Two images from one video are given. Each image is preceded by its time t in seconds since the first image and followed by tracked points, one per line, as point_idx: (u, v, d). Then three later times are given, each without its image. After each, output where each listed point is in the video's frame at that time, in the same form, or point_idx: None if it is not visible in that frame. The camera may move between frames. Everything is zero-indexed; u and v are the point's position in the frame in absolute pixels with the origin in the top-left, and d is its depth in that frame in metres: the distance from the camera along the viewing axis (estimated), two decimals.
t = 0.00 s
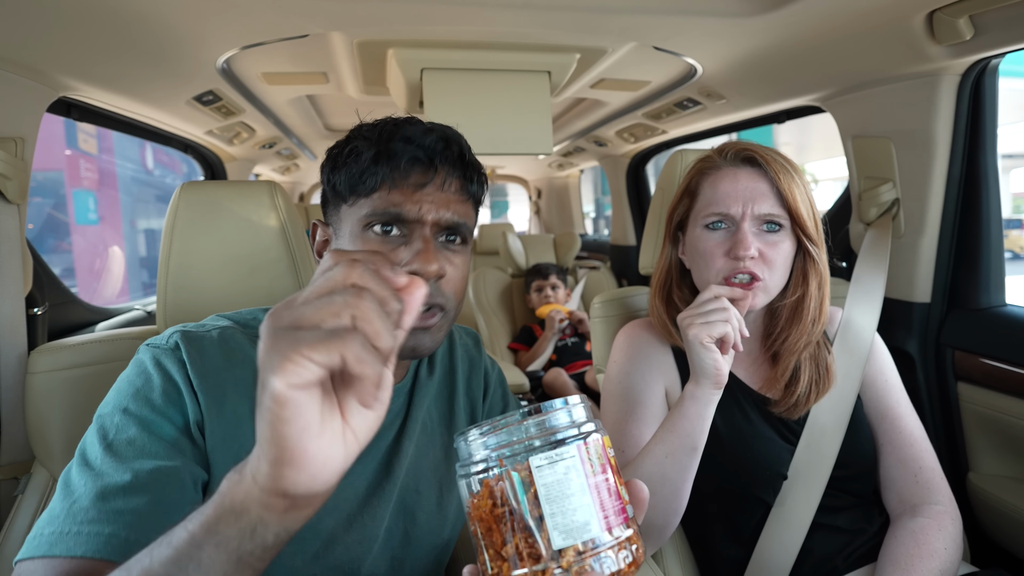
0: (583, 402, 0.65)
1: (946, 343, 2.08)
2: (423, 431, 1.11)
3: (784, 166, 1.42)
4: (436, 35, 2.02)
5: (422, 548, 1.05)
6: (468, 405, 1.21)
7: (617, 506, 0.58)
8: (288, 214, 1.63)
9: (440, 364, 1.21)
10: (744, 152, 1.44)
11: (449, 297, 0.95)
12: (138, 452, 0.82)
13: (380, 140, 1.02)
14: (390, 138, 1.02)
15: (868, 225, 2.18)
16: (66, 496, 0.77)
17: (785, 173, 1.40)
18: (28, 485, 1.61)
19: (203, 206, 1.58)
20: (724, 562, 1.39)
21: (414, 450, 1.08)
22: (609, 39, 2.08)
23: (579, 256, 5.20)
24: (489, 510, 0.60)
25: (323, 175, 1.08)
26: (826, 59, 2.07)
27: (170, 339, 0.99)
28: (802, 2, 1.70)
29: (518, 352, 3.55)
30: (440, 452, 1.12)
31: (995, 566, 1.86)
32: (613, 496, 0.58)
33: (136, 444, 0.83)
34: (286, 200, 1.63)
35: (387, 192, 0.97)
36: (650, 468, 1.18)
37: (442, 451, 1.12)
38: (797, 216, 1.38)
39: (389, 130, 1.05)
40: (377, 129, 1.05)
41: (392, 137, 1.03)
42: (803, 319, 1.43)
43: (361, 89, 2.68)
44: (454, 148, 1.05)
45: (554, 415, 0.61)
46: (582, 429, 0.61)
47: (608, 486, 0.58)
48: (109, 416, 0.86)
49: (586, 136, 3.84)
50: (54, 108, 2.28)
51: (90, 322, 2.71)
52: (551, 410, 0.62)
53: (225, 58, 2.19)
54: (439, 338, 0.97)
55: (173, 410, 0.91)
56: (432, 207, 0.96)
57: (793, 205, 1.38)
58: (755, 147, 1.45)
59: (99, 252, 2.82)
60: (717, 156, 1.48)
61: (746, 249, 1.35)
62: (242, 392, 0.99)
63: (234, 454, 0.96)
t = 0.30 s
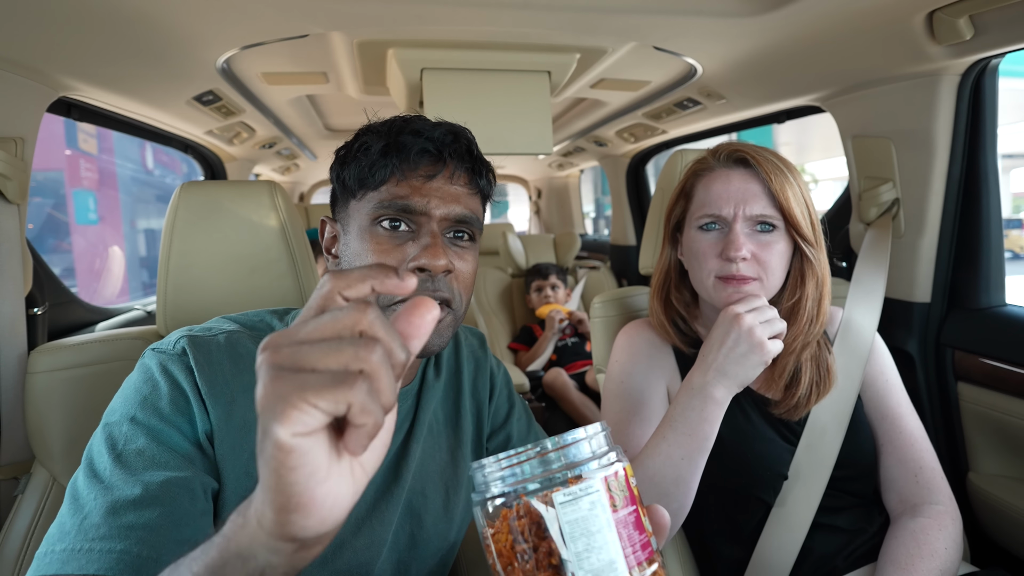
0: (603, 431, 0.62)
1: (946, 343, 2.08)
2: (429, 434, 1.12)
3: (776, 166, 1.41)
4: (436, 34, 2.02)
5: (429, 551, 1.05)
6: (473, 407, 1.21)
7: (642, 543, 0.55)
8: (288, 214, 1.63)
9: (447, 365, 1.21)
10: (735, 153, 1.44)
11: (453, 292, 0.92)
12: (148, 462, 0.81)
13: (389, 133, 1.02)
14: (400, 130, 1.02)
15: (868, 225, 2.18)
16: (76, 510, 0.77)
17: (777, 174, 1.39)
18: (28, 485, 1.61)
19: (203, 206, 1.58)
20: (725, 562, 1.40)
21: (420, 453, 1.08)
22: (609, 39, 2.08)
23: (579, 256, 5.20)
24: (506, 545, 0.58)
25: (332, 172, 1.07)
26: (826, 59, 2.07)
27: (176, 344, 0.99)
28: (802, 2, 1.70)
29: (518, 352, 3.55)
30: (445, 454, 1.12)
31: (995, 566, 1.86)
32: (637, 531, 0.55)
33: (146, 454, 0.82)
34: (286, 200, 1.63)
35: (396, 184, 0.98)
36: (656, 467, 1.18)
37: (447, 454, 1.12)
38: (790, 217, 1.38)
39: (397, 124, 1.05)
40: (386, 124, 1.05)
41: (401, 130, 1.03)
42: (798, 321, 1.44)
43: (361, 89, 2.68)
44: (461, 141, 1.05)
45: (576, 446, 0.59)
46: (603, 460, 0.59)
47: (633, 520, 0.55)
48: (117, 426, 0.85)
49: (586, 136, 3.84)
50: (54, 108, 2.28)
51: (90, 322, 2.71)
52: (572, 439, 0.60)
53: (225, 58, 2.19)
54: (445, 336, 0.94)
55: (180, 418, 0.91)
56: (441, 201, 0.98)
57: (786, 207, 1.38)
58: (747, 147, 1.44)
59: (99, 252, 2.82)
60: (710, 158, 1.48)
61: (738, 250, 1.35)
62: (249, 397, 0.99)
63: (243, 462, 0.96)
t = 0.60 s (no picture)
0: (602, 432, 0.62)
1: (946, 343, 2.08)
2: (426, 435, 1.11)
3: (775, 164, 1.42)
4: (436, 35, 2.02)
5: (426, 551, 1.05)
6: (472, 407, 1.21)
7: (640, 544, 0.55)
8: (289, 214, 1.63)
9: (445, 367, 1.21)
10: (734, 151, 1.44)
11: (455, 296, 0.95)
12: (136, 467, 0.81)
13: (393, 136, 1.02)
14: (403, 134, 1.02)
15: (868, 225, 2.18)
16: (65, 515, 0.77)
17: (775, 170, 1.40)
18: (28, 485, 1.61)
19: (203, 206, 1.58)
20: (723, 562, 1.40)
21: (417, 454, 1.08)
22: (609, 39, 2.08)
23: (579, 256, 5.20)
24: (503, 546, 0.57)
25: (334, 171, 1.07)
26: (826, 59, 2.07)
27: (169, 345, 0.99)
28: (802, 2, 1.70)
29: (518, 352, 3.55)
30: (442, 454, 1.12)
31: (995, 566, 1.86)
32: (635, 532, 0.55)
33: (135, 459, 0.82)
34: (286, 200, 1.63)
35: (397, 188, 0.98)
36: (654, 466, 1.18)
37: (444, 454, 1.12)
38: (790, 214, 1.38)
39: (402, 127, 1.04)
40: (391, 126, 1.04)
41: (405, 134, 1.02)
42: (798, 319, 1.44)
43: (361, 89, 2.68)
44: (465, 147, 1.05)
45: (575, 446, 0.59)
46: (602, 461, 0.59)
47: (632, 521, 0.55)
48: (109, 429, 0.86)
49: (586, 136, 3.84)
50: (54, 108, 2.28)
51: (90, 322, 2.71)
52: (571, 439, 0.60)
53: (224, 58, 2.19)
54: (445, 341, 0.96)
55: (171, 422, 0.91)
56: (442, 208, 0.98)
57: (785, 203, 1.38)
58: (745, 146, 1.45)
59: (99, 252, 2.82)
60: (709, 157, 1.48)
61: (737, 245, 1.35)
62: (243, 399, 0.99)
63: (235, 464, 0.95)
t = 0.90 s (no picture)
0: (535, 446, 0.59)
1: (946, 343, 2.08)
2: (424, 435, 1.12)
3: (773, 164, 1.41)
4: (435, 35, 2.02)
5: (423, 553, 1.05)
6: (469, 408, 1.21)
7: (578, 557, 0.52)
8: (289, 214, 1.63)
9: (443, 368, 1.20)
10: (732, 152, 1.44)
11: (458, 308, 0.98)
12: (119, 480, 0.83)
13: (399, 145, 1.00)
14: (410, 143, 1.00)
15: (868, 225, 2.18)
16: (49, 524, 0.80)
17: (773, 171, 1.39)
18: (28, 485, 1.61)
19: (203, 206, 1.58)
20: (723, 563, 1.39)
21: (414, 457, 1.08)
22: (610, 39, 2.08)
23: (580, 256, 5.20)
24: None
25: (335, 171, 1.07)
26: (825, 59, 2.07)
27: (161, 352, 1.00)
28: (803, 2, 1.70)
29: (518, 352, 3.55)
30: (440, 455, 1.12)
31: (995, 566, 1.86)
32: (572, 546, 0.52)
33: (118, 471, 0.84)
34: (286, 200, 1.63)
35: (401, 198, 0.97)
36: (646, 465, 1.19)
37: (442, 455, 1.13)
38: (788, 215, 1.38)
39: (408, 133, 1.02)
40: (396, 131, 1.03)
41: (412, 142, 1.00)
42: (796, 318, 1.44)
43: (361, 89, 2.68)
44: (472, 159, 1.03)
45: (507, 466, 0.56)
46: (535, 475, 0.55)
47: (567, 535, 0.52)
48: (97, 439, 0.88)
49: (586, 136, 3.84)
50: (54, 108, 2.28)
51: (90, 322, 2.71)
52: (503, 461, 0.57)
53: (225, 58, 2.19)
54: (440, 349, 0.98)
55: (159, 430, 0.92)
56: (447, 220, 0.97)
57: (783, 205, 1.37)
58: (743, 147, 1.44)
59: (99, 252, 2.82)
60: (708, 158, 1.48)
61: (736, 247, 1.35)
62: (234, 405, 0.98)
63: (227, 470, 0.96)
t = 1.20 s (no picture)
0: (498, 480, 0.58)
1: (946, 343, 2.08)
2: (422, 435, 1.12)
3: (772, 165, 1.41)
4: (435, 34, 2.02)
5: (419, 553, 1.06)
6: (467, 408, 1.21)
7: None
8: (288, 214, 1.63)
9: (441, 368, 1.20)
10: (732, 152, 1.44)
11: (448, 313, 0.98)
12: (113, 472, 0.84)
13: (389, 147, 1.00)
14: (400, 145, 1.00)
15: (868, 225, 2.18)
16: (39, 512, 0.80)
17: (774, 173, 1.39)
18: (28, 485, 1.61)
19: (203, 206, 1.58)
20: (724, 563, 1.39)
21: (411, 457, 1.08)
22: (609, 39, 2.08)
23: (580, 256, 5.20)
24: None
25: (328, 172, 1.07)
26: (826, 58, 2.06)
27: (160, 348, 1.00)
28: (803, 2, 1.70)
29: (518, 352, 3.55)
30: (437, 454, 1.14)
31: (995, 565, 1.86)
32: None
33: (112, 464, 0.84)
34: (286, 200, 1.63)
35: (391, 202, 0.97)
36: (640, 467, 1.20)
37: (439, 455, 1.14)
38: (789, 216, 1.38)
39: (399, 135, 1.02)
40: (387, 134, 1.02)
41: (402, 144, 1.00)
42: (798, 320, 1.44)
43: (361, 89, 2.69)
44: (464, 160, 1.02)
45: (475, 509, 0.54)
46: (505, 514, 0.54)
47: None
48: (93, 431, 0.88)
49: (586, 136, 3.84)
50: (54, 108, 2.28)
51: (91, 322, 2.71)
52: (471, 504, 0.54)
53: (225, 58, 2.19)
54: (432, 353, 0.98)
55: (155, 426, 0.92)
56: (437, 224, 0.97)
57: (784, 206, 1.37)
58: (744, 148, 1.44)
59: (99, 252, 2.83)
60: (708, 159, 1.48)
61: (737, 249, 1.36)
62: (231, 402, 0.98)
63: (220, 468, 0.95)
